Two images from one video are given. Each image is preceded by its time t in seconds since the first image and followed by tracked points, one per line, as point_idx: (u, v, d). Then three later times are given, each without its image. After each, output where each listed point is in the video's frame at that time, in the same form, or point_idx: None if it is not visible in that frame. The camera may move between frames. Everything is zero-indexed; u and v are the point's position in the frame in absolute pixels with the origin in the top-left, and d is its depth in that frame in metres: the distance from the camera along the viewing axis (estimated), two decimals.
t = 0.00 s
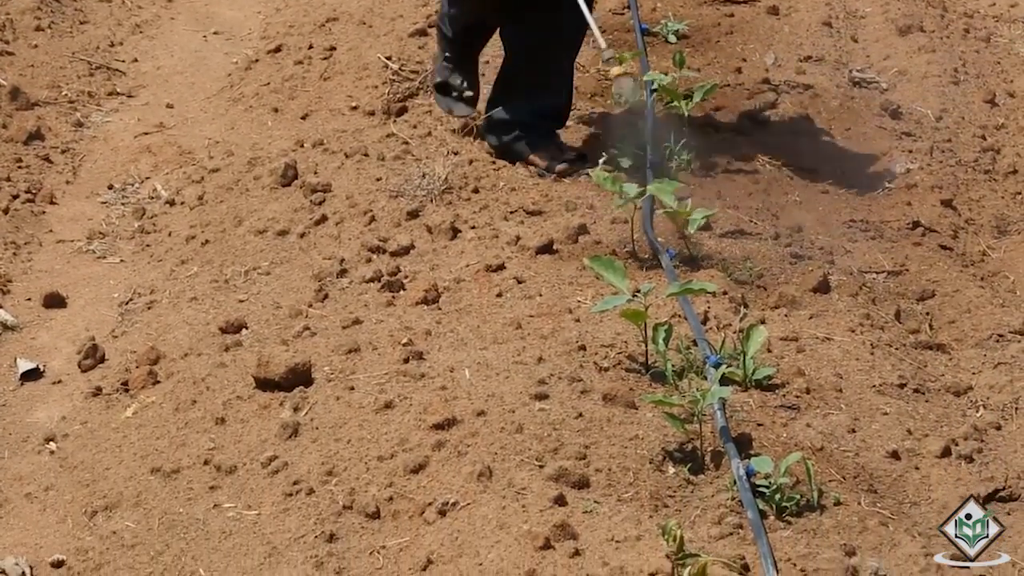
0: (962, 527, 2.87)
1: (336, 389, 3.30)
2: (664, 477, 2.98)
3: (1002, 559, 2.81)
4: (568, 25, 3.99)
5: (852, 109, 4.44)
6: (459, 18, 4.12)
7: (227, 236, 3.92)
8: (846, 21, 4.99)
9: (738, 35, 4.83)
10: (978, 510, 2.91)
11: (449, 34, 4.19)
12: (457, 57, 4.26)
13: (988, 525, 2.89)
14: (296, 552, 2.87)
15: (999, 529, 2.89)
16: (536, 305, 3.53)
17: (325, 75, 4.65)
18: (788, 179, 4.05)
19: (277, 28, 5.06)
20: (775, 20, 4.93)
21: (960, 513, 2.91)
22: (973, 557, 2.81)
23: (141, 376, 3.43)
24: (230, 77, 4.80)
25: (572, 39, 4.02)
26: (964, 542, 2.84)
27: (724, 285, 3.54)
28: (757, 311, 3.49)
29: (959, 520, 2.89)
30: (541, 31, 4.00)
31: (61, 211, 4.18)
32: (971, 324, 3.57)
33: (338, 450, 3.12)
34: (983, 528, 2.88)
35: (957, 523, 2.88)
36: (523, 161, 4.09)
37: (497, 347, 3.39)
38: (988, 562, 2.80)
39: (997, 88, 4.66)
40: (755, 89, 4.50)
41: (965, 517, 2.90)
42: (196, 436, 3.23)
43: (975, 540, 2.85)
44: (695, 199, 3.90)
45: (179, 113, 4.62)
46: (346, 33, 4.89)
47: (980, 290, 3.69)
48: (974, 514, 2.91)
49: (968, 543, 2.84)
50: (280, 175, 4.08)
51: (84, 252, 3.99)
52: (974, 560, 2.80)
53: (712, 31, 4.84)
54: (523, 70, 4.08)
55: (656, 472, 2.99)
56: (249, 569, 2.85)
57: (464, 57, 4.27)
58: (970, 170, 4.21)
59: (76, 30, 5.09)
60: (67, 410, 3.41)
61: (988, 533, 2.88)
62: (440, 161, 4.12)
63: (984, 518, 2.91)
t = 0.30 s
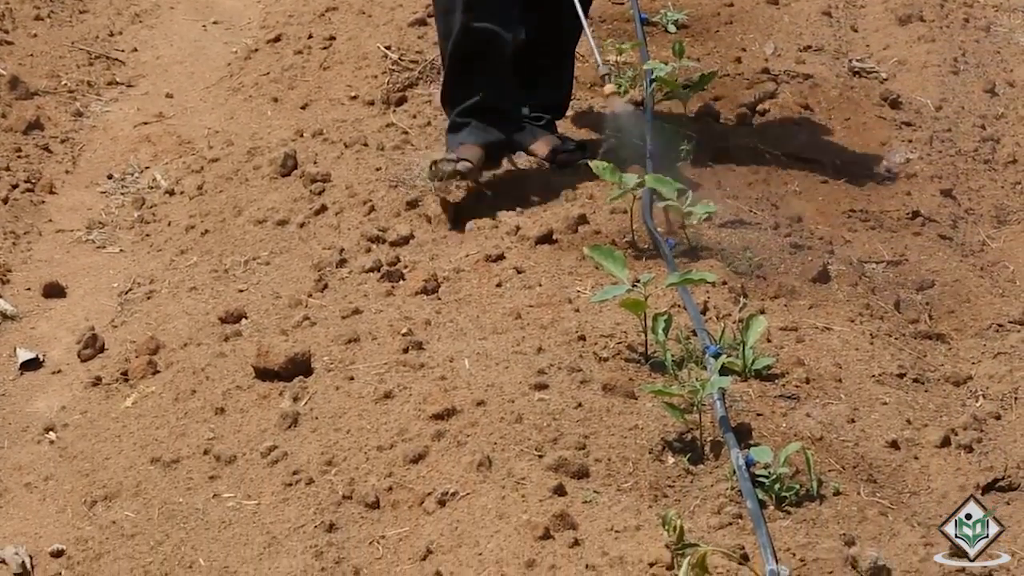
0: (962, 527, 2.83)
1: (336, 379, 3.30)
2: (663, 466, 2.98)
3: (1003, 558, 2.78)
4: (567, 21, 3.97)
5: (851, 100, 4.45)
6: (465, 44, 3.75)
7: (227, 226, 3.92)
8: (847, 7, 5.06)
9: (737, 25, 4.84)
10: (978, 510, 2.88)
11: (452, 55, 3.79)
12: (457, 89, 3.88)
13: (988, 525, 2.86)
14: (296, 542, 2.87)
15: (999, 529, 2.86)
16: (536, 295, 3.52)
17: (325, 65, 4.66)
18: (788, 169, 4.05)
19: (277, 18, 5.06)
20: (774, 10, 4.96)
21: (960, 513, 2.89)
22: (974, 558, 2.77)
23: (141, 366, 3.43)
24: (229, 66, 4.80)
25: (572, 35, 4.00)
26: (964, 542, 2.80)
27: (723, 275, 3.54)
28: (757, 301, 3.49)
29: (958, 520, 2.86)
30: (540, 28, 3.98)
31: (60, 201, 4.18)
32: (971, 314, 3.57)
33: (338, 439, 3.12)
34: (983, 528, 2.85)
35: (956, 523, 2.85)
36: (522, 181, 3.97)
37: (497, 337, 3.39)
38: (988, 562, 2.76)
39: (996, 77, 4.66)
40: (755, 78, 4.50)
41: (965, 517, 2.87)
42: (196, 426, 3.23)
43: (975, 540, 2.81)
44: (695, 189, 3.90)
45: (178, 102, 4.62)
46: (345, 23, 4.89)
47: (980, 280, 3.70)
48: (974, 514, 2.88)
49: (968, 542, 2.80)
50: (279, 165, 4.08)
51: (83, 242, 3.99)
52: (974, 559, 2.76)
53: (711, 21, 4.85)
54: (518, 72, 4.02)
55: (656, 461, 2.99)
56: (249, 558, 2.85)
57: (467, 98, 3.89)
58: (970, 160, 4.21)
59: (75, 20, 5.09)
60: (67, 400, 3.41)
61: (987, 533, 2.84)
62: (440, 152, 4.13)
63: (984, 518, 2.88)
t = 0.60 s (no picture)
0: (961, 527, 2.76)
1: (336, 370, 3.30)
2: (663, 459, 2.98)
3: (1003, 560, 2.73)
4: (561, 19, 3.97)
5: (851, 92, 4.46)
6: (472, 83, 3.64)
7: (227, 218, 3.92)
8: None
9: (737, 18, 4.85)
10: (978, 509, 2.80)
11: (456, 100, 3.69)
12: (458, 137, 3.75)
13: (988, 525, 2.78)
14: (295, 533, 2.87)
15: (999, 529, 2.79)
16: (536, 287, 3.52)
17: (324, 57, 4.65)
18: (787, 162, 4.07)
19: (276, 9, 5.06)
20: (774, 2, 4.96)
21: (960, 512, 2.80)
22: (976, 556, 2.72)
23: (141, 358, 3.43)
24: (229, 58, 4.79)
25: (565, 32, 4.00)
26: (964, 543, 2.73)
27: (723, 267, 3.54)
28: (757, 293, 3.49)
29: (958, 519, 2.78)
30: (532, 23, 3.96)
31: (60, 192, 4.18)
32: (971, 307, 3.57)
33: (337, 431, 3.12)
34: (983, 528, 2.78)
35: (956, 522, 2.78)
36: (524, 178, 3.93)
37: (497, 329, 3.38)
38: (987, 563, 2.71)
39: (996, 69, 4.65)
40: (755, 70, 4.50)
41: (965, 516, 2.78)
42: (196, 418, 3.23)
43: (975, 541, 2.74)
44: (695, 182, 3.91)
45: (178, 94, 4.62)
46: (345, 14, 4.89)
47: (979, 272, 3.70)
48: (974, 513, 2.80)
49: (967, 543, 2.74)
50: (279, 157, 4.09)
51: (83, 234, 3.99)
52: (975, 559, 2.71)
53: (711, 14, 4.86)
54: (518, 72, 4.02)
55: (656, 453, 2.99)
56: (248, 550, 2.85)
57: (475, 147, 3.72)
58: (970, 152, 4.22)
59: (74, 12, 5.09)
60: (67, 392, 3.41)
61: (988, 533, 2.77)
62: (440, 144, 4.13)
63: (984, 517, 2.80)
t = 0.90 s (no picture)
0: (961, 527, 2.78)
1: (335, 361, 3.31)
2: (662, 449, 2.98)
3: (1003, 559, 2.74)
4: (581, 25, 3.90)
5: (850, 83, 4.46)
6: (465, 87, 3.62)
7: (226, 209, 3.92)
8: None
9: (737, 9, 4.85)
10: (978, 511, 2.83)
11: (453, 103, 3.66)
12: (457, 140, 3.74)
13: (988, 525, 2.80)
14: (295, 524, 2.88)
15: (999, 529, 2.80)
16: (535, 278, 3.52)
17: (323, 48, 4.65)
18: (786, 153, 4.07)
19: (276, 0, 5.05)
20: None
21: (959, 514, 2.83)
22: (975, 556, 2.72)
23: (140, 349, 3.43)
24: (228, 49, 4.79)
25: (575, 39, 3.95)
26: (964, 542, 2.74)
27: (723, 258, 3.54)
28: (756, 284, 3.49)
29: (958, 520, 2.80)
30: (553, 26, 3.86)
31: (59, 183, 4.18)
32: (970, 298, 3.57)
33: (337, 422, 3.12)
34: (983, 528, 2.79)
35: (957, 523, 2.80)
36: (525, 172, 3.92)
37: (496, 320, 3.38)
38: (988, 562, 2.72)
39: (996, 60, 4.65)
40: (754, 62, 4.50)
41: (965, 517, 2.81)
42: (195, 409, 3.23)
43: (975, 540, 2.76)
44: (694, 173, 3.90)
45: (177, 85, 4.62)
46: (344, 5, 4.88)
47: (979, 263, 3.70)
48: (974, 515, 2.82)
49: (968, 542, 2.75)
50: (278, 148, 4.09)
51: (82, 225, 3.99)
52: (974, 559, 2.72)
53: (711, 5, 4.85)
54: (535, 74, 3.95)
55: (655, 444, 2.98)
56: (248, 541, 2.86)
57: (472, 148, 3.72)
58: (969, 143, 4.22)
59: (73, 2, 5.09)
60: (67, 382, 3.42)
61: (988, 533, 2.79)
62: (439, 135, 4.13)
63: (984, 518, 2.82)
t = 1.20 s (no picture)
0: (961, 527, 2.73)
1: (333, 344, 3.30)
2: (660, 433, 2.98)
3: (1003, 559, 2.69)
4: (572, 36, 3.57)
5: (850, 67, 4.47)
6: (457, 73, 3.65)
7: (225, 192, 3.92)
8: None
9: None
10: (978, 510, 2.78)
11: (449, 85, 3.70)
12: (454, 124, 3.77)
13: (988, 525, 2.76)
14: (294, 507, 2.88)
15: (999, 529, 2.76)
16: (534, 262, 3.52)
17: (322, 31, 4.64)
18: (785, 136, 4.07)
19: None
20: None
21: (959, 512, 2.79)
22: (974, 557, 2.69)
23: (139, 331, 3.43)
24: (227, 32, 4.79)
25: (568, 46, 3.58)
26: (964, 543, 2.71)
27: (722, 242, 3.54)
28: (755, 268, 3.49)
29: (959, 520, 2.76)
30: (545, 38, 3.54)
31: (58, 166, 4.18)
32: (969, 282, 3.57)
33: (335, 405, 3.12)
34: (983, 529, 2.75)
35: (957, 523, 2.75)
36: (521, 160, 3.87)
37: (495, 304, 3.38)
38: (988, 563, 2.68)
39: (996, 45, 4.66)
40: (754, 45, 4.50)
41: (965, 517, 2.76)
42: (194, 391, 3.24)
43: (975, 541, 2.72)
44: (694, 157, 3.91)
45: (176, 68, 4.62)
46: None
47: (978, 247, 3.70)
48: (974, 513, 2.78)
49: (968, 543, 2.71)
50: (277, 131, 4.08)
51: (81, 208, 3.99)
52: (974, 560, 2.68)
53: None
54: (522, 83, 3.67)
55: (654, 427, 2.99)
56: (247, 523, 2.86)
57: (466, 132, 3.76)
58: (969, 127, 4.22)
59: None
60: (66, 365, 3.42)
61: (988, 533, 2.75)
62: (437, 119, 4.13)
63: (984, 517, 2.78)
